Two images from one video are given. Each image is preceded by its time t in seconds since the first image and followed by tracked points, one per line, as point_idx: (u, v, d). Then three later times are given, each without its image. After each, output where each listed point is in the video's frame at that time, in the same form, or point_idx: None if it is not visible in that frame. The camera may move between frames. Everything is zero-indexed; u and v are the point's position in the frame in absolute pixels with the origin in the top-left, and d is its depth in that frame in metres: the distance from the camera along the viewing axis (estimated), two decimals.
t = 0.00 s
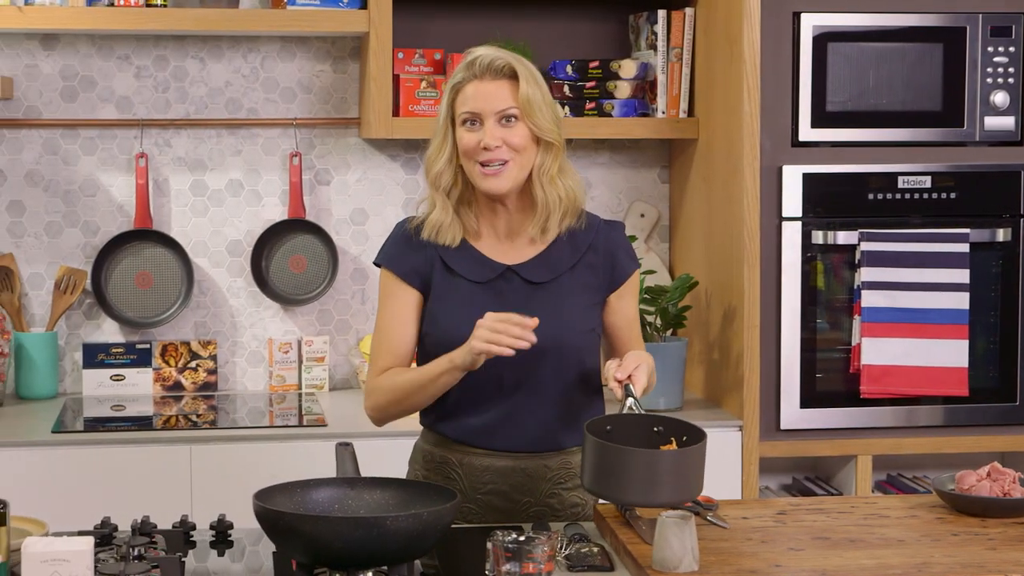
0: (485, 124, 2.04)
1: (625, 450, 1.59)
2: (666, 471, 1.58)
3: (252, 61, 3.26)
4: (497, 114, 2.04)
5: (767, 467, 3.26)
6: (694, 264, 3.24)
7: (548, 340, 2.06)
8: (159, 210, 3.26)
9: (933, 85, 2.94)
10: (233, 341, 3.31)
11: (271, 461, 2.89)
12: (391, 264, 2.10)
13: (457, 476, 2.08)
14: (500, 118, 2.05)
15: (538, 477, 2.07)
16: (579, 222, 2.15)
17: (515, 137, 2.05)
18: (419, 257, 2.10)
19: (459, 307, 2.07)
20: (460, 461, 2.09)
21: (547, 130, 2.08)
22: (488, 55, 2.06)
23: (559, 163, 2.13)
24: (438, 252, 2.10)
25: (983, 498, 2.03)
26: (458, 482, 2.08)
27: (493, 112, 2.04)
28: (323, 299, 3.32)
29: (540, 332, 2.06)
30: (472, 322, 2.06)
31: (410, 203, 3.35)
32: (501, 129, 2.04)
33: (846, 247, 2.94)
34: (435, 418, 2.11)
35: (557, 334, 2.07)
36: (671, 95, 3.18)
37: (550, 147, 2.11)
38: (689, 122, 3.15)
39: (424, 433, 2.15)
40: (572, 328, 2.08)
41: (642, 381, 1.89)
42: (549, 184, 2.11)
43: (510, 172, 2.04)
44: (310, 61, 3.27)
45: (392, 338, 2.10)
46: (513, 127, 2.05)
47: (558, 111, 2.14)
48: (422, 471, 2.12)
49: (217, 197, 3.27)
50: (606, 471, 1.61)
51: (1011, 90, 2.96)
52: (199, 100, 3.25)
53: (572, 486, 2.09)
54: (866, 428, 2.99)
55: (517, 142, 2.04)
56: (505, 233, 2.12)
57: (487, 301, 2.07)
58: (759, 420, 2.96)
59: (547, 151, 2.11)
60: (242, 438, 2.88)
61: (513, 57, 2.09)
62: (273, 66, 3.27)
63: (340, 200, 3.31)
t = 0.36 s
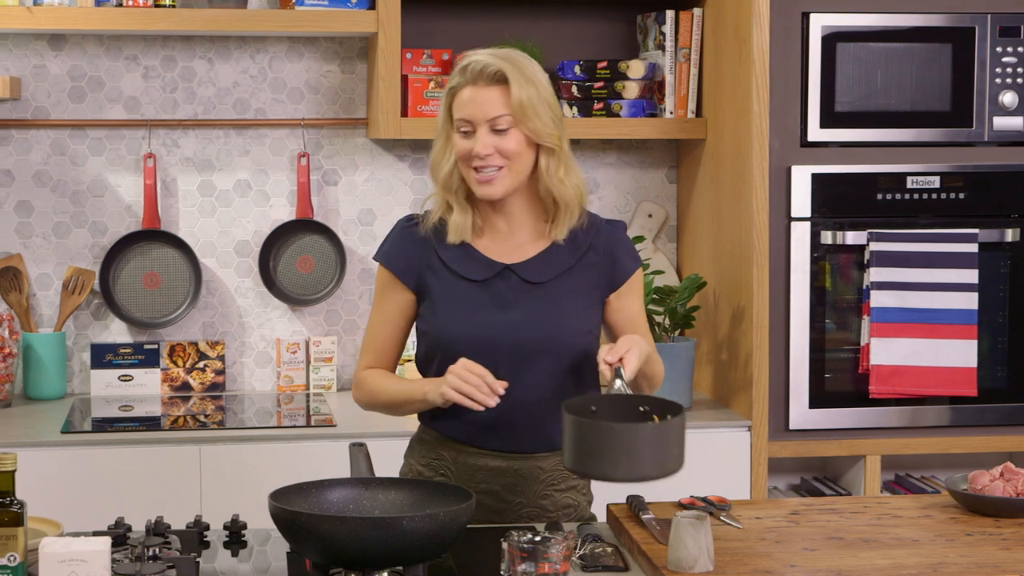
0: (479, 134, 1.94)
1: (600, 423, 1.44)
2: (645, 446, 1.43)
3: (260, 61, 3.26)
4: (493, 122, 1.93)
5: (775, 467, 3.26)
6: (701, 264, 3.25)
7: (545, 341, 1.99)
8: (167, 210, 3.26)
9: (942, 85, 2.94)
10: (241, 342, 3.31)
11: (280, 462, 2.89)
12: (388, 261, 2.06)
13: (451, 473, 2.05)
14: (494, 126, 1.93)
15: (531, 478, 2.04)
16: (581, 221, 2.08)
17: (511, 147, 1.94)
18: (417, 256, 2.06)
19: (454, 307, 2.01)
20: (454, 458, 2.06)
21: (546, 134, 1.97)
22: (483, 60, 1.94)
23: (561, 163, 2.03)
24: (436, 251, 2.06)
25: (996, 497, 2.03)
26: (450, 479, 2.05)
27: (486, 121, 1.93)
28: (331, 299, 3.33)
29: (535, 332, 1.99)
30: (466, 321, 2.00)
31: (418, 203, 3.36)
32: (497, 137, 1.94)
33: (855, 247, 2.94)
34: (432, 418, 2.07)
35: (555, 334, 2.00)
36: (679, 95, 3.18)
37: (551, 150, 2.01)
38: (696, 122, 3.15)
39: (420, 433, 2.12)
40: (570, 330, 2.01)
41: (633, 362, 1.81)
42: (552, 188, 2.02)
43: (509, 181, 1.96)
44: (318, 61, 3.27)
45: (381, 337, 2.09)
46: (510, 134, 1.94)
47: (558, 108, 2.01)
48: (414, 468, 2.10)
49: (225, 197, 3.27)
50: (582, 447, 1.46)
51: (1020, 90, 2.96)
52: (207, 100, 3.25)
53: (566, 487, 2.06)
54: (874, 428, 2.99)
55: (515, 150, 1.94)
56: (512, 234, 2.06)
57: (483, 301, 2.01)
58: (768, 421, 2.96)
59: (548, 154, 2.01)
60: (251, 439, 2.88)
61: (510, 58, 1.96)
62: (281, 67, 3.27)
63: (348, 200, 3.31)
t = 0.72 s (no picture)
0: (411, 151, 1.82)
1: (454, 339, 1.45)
2: (500, 363, 1.45)
3: (266, 62, 3.26)
4: (423, 140, 1.80)
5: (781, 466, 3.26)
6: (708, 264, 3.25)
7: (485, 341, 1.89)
8: (173, 210, 3.26)
9: (949, 86, 2.95)
10: (247, 342, 3.31)
11: (287, 462, 2.89)
12: (335, 267, 1.99)
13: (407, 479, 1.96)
14: (427, 144, 1.81)
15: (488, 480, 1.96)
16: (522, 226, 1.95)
17: (445, 165, 1.82)
18: (361, 261, 1.98)
19: (391, 310, 1.93)
20: (407, 465, 1.96)
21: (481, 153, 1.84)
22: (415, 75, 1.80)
23: (497, 180, 1.90)
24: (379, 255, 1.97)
25: (1007, 497, 2.03)
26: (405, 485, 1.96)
27: (418, 138, 1.81)
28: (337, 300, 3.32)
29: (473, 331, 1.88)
30: (401, 323, 1.91)
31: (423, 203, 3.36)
32: (428, 155, 1.81)
33: (862, 247, 2.95)
34: (382, 424, 1.99)
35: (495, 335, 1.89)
36: (685, 95, 3.18)
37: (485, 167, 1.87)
38: (702, 122, 3.15)
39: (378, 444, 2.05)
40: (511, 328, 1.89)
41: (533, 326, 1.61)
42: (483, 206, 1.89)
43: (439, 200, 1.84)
44: (324, 62, 3.27)
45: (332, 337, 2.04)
46: (442, 152, 1.82)
47: (497, 121, 1.88)
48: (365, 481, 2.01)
49: (231, 198, 3.27)
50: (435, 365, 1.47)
51: None
52: (213, 100, 3.25)
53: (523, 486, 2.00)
54: (880, 429, 2.99)
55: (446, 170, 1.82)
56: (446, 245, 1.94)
57: (419, 304, 1.91)
58: (775, 421, 2.96)
59: (482, 172, 1.88)
60: (259, 439, 2.88)
61: (445, 72, 1.82)
62: (287, 67, 3.27)
63: (354, 200, 3.31)
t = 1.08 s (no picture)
0: (334, 163, 1.76)
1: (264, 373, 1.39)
2: (306, 405, 1.38)
3: (278, 62, 3.26)
4: (347, 153, 1.75)
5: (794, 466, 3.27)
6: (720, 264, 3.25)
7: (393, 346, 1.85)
8: (185, 210, 3.26)
9: (961, 86, 2.94)
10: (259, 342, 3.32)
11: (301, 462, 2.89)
12: (259, 267, 1.96)
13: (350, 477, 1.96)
14: (352, 157, 1.76)
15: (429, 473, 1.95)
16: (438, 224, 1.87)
17: (367, 178, 1.77)
18: (283, 261, 1.94)
19: (307, 314, 1.89)
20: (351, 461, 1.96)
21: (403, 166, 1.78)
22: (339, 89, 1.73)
23: (419, 191, 1.83)
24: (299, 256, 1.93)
25: None
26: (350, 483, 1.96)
27: (341, 152, 1.75)
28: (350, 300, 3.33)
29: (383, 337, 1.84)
30: (313, 327, 1.88)
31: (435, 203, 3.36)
32: (353, 167, 1.76)
33: (875, 247, 2.94)
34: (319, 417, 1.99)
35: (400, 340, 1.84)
36: (697, 95, 3.18)
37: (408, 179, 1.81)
38: (714, 122, 3.15)
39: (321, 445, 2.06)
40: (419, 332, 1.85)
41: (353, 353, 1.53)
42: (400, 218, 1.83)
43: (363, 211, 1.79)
44: (336, 62, 3.28)
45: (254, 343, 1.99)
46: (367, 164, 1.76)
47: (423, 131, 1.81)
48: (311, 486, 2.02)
49: (243, 198, 3.28)
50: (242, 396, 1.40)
51: None
52: (225, 100, 3.25)
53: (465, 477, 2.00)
54: (894, 429, 2.99)
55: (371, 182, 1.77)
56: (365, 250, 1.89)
57: (332, 307, 1.87)
58: (788, 421, 2.96)
59: (405, 184, 1.82)
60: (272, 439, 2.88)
61: (370, 83, 1.75)
62: (299, 67, 3.27)
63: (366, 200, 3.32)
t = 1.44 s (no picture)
0: (309, 172, 1.84)
1: (184, 473, 1.45)
2: (231, 497, 1.46)
3: (293, 62, 3.26)
4: (323, 162, 1.82)
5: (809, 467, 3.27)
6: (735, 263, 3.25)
7: (343, 360, 1.94)
8: (199, 210, 3.26)
9: (976, 86, 2.94)
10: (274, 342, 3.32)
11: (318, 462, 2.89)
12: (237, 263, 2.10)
13: (328, 483, 2.09)
14: (327, 166, 1.83)
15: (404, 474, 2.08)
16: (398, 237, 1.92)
17: (341, 188, 1.84)
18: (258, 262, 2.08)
19: (274, 316, 2.01)
20: (328, 469, 2.09)
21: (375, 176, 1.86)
22: (316, 98, 1.81)
23: (388, 202, 1.90)
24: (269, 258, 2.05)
25: None
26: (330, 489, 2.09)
27: (317, 161, 1.82)
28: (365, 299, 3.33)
29: (332, 351, 1.94)
30: (273, 336, 2.00)
31: (449, 202, 3.36)
32: (328, 176, 1.83)
33: (891, 247, 2.95)
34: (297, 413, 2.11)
35: (348, 355, 1.93)
36: (712, 95, 3.18)
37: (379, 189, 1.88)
38: (729, 122, 3.15)
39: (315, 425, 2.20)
40: (368, 345, 1.92)
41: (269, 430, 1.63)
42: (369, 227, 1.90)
43: (335, 219, 1.86)
44: (350, 62, 3.28)
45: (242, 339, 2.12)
46: (341, 173, 1.84)
47: (394, 144, 1.89)
48: (302, 490, 2.12)
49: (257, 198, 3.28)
50: (160, 498, 1.46)
51: None
52: (240, 100, 3.25)
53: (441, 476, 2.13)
54: (909, 429, 2.99)
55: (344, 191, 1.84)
56: (331, 258, 1.97)
57: (294, 312, 1.98)
58: (804, 421, 2.97)
59: (376, 194, 1.89)
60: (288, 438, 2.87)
61: (346, 94, 1.83)
62: (314, 67, 3.28)
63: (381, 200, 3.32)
